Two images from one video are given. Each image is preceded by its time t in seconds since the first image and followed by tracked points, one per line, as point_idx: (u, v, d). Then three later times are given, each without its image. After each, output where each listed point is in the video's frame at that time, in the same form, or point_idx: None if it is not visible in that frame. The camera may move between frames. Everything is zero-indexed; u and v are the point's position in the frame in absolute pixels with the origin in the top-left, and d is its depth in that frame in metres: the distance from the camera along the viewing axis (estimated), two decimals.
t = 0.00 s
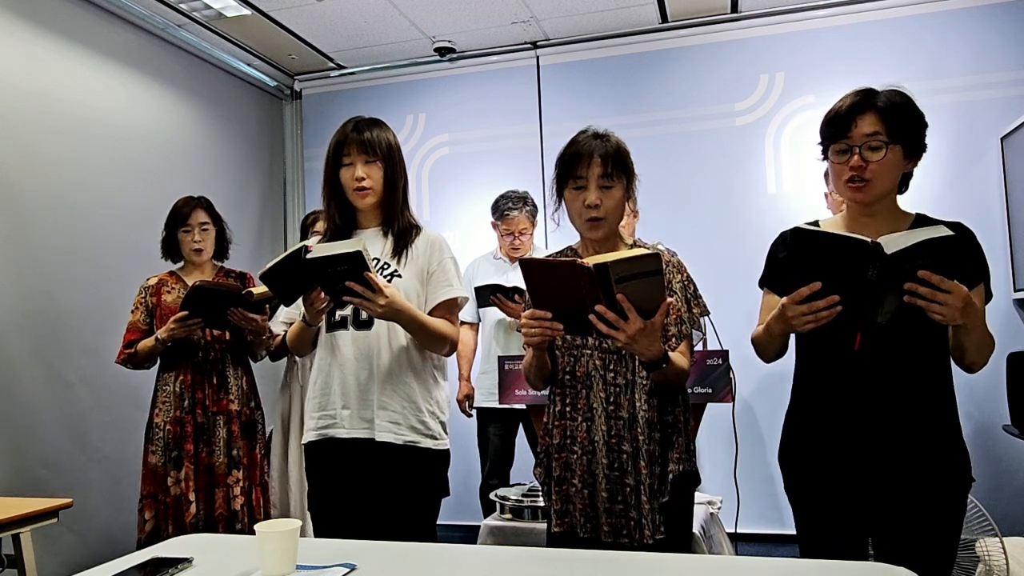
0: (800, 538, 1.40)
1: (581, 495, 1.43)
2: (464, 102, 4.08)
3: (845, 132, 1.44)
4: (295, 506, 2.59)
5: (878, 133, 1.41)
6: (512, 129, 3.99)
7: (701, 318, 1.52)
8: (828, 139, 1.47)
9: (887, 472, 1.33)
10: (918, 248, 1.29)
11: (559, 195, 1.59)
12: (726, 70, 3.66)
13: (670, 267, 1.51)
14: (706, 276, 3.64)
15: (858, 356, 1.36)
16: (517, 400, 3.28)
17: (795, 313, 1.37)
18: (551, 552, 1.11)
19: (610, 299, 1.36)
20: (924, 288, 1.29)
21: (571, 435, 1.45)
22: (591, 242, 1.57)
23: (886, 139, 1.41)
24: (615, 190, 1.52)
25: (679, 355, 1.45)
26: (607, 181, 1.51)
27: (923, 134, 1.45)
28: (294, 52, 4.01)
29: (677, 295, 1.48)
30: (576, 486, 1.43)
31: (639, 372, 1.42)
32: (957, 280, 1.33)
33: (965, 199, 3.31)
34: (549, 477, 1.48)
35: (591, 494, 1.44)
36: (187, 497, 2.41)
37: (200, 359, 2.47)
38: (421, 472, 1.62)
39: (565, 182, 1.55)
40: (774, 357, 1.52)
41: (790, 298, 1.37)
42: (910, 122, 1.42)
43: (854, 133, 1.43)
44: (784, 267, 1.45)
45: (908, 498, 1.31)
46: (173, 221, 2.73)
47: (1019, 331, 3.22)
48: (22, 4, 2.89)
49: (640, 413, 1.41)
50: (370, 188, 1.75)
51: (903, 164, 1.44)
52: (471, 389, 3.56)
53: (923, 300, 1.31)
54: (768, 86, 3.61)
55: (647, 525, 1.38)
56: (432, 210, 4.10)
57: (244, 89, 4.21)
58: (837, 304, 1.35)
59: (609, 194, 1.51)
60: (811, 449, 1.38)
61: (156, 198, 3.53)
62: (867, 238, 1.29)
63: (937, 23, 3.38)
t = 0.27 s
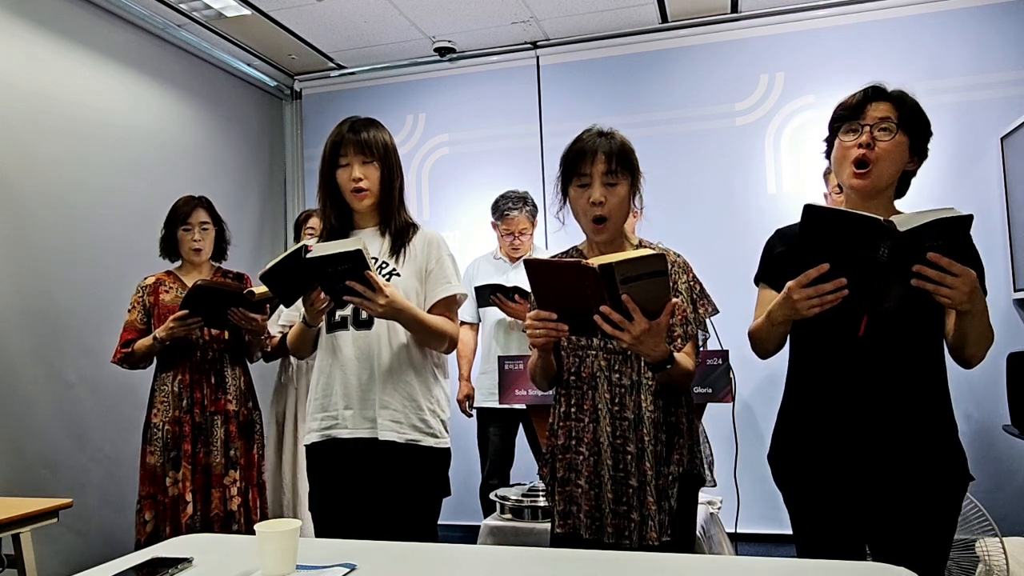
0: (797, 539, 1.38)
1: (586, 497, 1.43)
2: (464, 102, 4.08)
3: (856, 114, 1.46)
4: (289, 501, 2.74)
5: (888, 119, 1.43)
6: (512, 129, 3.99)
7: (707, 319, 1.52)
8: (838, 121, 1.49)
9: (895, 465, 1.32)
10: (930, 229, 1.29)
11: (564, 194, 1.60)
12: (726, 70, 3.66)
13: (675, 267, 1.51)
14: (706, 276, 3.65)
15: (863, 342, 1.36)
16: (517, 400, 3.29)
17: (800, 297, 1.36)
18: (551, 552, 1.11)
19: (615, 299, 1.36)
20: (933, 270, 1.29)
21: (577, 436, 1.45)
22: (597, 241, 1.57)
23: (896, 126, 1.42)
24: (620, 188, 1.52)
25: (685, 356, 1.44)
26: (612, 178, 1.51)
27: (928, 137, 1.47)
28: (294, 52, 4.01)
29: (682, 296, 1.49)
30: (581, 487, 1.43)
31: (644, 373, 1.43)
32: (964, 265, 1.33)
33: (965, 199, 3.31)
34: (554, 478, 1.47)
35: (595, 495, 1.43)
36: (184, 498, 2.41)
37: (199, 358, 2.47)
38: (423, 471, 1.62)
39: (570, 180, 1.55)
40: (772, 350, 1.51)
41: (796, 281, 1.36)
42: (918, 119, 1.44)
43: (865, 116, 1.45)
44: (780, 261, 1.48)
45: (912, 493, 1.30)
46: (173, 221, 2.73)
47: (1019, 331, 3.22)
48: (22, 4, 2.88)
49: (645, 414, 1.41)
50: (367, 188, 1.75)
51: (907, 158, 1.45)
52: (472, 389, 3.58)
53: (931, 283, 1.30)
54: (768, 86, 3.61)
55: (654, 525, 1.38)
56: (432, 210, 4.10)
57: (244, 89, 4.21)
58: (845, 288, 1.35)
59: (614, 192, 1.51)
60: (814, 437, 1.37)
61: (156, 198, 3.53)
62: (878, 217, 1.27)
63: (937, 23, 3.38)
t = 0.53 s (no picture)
0: (791, 538, 1.39)
1: (588, 497, 1.43)
2: (464, 102, 4.08)
3: (848, 113, 1.47)
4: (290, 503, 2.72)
5: (880, 119, 1.44)
6: (512, 129, 3.99)
7: (711, 320, 1.53)
8: (829, 121, 1.49)
9: (886, 469, 1.32)
10: (937, 225, 1.29)
11: (568, 194, 1.59)
12: (726, 70, 3.66)
13: (679, 268, 1.51)
14: (706, 276, 3.65)
15: (869, 340, 1.35)
16: (517, 400, 3.30)
17: (804, 296, 1.34)
18: (551, 551, 1.11)
19: (616, 299, 1.35)
20: (937, 267, 1.30)
21: (579, 437, 1.45)
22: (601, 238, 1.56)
23: (887, 125, 1.44)
24: (622, 187, 1.51)
25: (688, 356, 1.44)
26: (614, 177, 1.51)
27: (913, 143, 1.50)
28: (294, 52, 4.01)
29: (686, 296, 1.48)
30: (583, 488, 1.43)
31: (647, 374, 1.42)
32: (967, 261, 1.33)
33: (965, 199, 3.31)
34: (557, 478, 1.48)
35: (598, 496, 1.43)
36: (182, 498, 2.41)
37: (197, 358, 2.47)
38: (423, 471, 1.62)
39: (571, 180, 1.56)
40: (765, 354, 1.49)
41: (800, 280, 1.34)
42: (906, 122, 1.47)
43: (856, 116, 1.46)
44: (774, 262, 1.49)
45: (907, 497, 1.31)
46: (173, 220, 2.73)
47: (1019, 331, 3.22)
48: (22, 4, 2.89)
49: (648, 415, 1.41)
50: (365, 189, 1.75)
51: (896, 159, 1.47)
52: (472, 389, 3.59)
53: (935, 279, 1.31)
54: (768, 86, 3.61)
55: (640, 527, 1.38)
56: (432, 210, 4.10)
57: (243, 89, 4.21)
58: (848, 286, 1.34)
59: (616, 191, 1.51)
60: (807, 442, 1.37)
61: (156, 198, 3.53)
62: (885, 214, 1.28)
63: (937, 23, 3.38)
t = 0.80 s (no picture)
0: (790, 539, 1.39)
1: (596, 497, 1.43)
2: (464, 102, 4.08)
3: (836, 115, 1.47)
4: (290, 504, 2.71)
5: (868, 120, 1.45)
6: (512, 129, 3.99)
7: (711, 319, 1.52)
8: (817, 122, 1.49)
9: (888, 469, 1.32)
10: (927, 225, 1.28)
11: (568, 195, 1.59)
12: (726, 70, 3.66)
13: (680, 268, 1.50)
14: (706, 276, 3.64)
15: (858, 340, 1.35)
16: (517, 400, 3.30)
17: (796, 297, 1.34)
18: (551, 552, 1.11)
19: (616, 299, 1.35)
20: (928, 266, 1.30)
21: (584, 437, 1.45)
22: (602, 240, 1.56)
23: (875, 126, 1.44)
24: (623, 187, 1.51)
25: (689, 356, 1.44)
26: (615, 177, 1.51)
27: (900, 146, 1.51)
28: (294, 52, 4.01)
29: (687, 296, 1.48)
30: (591, 488, 1.43)
31: (649, 374, 1.43)
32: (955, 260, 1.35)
33: (965, 199, 3.31)
34: (560, 478, 1.47)
35: (604, 495, 1.44)
36: (182, 499, 2.41)
37: (197, 358, 2.47)
38: (424, 471, 1.62)
39: (571, 180, 1.56)
40: (759, 356, 1.48)
41: (791, 282, 1.34)
42: (894, 124, 1.47)
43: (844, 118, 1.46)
44: (766, 264, 1.49)
45: (906, 496, 1.30)
46: (173, 220, 2.73)
47: (1019, 331, 3.22)
48: (22, 4, 2.89)
49: (651, 415, 1.41)
50: (363, 189, 1.75)
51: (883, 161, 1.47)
52: (471, 389, 3.59)
53: (927, 278, 1.31)
54: (768, 86, 3.61)
55: (648, 527, 1.37)
56: (432, 210, 4.10)
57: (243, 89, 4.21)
58: (840, 286, 1.34)
59: (617, 190, 1.51)
60: (801, 443, 1.36)
61: (155, 197, 3.53)
62: (875, 215, 1.27)
63: (937, 23, 3.38)
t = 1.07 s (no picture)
0: (787, 538, 1.38)
1: (597, 497, 1.43)
2: (464, 102, 4.08)
3: (823, 114, 1.48)
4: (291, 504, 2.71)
5: (856, 118, 1.45)
6: (512, 129, 3.99)
7: (712, 319, 1.52)
8: (805, 123, 1.50)
9: (886, 468, 1.32)
10: (907, 220, 1.28)
11: (567, 196, 1.60)
12: (726, 70, 3.66)
13: (679, 268, 1.50)
14: (706, 276, 3.65)
15: (846, 338, 1.36)
16: (517, 400, 3.31)
17: (782, 296, 1.35)
18: (551, 552, 1.11)
19: (616, 299, 1.35)
20: (911, 261, 1.29)
21: (583, 437, 1.45)
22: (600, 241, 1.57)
23: (862, 124, 1.45)
24: (623, 187, 1.51)
25: (688, 356, 1.44)
26: (614, 177, 1.51)
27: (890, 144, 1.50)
28: (294, 52, 4.01)
29: (686, 296, 1.48)
30: (590, 487, 1.43)
31: (645, 373, 1.42)
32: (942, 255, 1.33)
33: (965, 199, 3.31)
34: (559, 478, 1.47)
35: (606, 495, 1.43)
36: (182, 499, 2.41)
37: (197, 358, 2.47)
38: (424, 470, 1.62)
39: (571, 181, 1.56)
40: (755, 356, 1.49)
41: (777, 280, 1.35)
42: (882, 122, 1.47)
43: (832, 116, 1.47)
44: (757, 266, 1.49)
45: (908, 495, 1.30)
46: (173, 220, 2.73)
47: (1019, 331, 3.22)
48: (22, 4, 2.89)
49: (643, 412, 1.40)
50: (362, 189, 1.75)
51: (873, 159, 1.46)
52: (471, 389, 3.59)
53: (910, 274, 1.30)
54: (768, 86, 3.61)
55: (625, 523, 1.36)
56: (432, 210, 4.10)
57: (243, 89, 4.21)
58: (826, 283, 1.34)
59: (616, 191, 1.51)
60: (801, 442, 1.36)
61: (155, 197, 3.53)
62: (853, 212, 1.27)
63: (937, 23, 3.38)
